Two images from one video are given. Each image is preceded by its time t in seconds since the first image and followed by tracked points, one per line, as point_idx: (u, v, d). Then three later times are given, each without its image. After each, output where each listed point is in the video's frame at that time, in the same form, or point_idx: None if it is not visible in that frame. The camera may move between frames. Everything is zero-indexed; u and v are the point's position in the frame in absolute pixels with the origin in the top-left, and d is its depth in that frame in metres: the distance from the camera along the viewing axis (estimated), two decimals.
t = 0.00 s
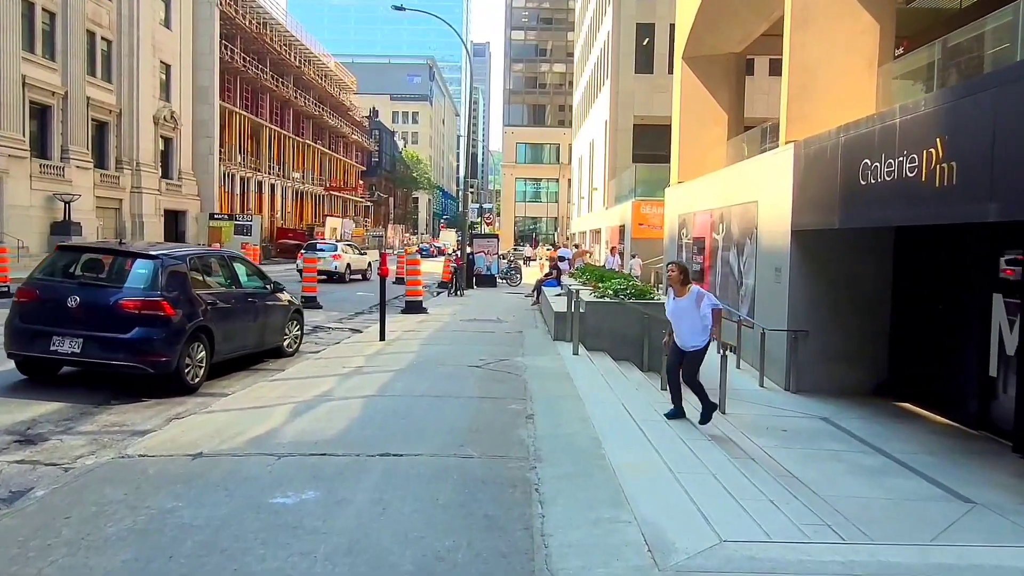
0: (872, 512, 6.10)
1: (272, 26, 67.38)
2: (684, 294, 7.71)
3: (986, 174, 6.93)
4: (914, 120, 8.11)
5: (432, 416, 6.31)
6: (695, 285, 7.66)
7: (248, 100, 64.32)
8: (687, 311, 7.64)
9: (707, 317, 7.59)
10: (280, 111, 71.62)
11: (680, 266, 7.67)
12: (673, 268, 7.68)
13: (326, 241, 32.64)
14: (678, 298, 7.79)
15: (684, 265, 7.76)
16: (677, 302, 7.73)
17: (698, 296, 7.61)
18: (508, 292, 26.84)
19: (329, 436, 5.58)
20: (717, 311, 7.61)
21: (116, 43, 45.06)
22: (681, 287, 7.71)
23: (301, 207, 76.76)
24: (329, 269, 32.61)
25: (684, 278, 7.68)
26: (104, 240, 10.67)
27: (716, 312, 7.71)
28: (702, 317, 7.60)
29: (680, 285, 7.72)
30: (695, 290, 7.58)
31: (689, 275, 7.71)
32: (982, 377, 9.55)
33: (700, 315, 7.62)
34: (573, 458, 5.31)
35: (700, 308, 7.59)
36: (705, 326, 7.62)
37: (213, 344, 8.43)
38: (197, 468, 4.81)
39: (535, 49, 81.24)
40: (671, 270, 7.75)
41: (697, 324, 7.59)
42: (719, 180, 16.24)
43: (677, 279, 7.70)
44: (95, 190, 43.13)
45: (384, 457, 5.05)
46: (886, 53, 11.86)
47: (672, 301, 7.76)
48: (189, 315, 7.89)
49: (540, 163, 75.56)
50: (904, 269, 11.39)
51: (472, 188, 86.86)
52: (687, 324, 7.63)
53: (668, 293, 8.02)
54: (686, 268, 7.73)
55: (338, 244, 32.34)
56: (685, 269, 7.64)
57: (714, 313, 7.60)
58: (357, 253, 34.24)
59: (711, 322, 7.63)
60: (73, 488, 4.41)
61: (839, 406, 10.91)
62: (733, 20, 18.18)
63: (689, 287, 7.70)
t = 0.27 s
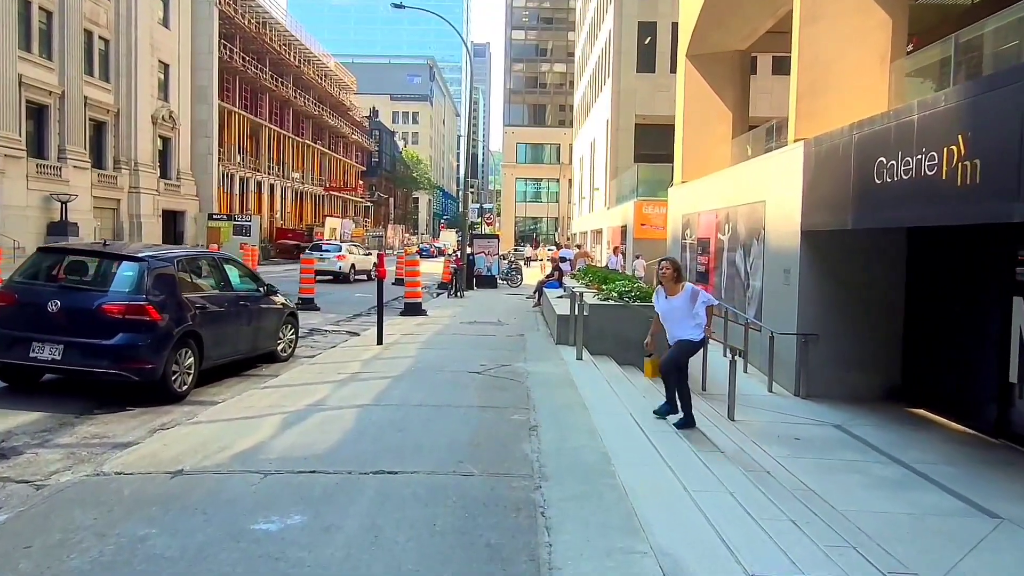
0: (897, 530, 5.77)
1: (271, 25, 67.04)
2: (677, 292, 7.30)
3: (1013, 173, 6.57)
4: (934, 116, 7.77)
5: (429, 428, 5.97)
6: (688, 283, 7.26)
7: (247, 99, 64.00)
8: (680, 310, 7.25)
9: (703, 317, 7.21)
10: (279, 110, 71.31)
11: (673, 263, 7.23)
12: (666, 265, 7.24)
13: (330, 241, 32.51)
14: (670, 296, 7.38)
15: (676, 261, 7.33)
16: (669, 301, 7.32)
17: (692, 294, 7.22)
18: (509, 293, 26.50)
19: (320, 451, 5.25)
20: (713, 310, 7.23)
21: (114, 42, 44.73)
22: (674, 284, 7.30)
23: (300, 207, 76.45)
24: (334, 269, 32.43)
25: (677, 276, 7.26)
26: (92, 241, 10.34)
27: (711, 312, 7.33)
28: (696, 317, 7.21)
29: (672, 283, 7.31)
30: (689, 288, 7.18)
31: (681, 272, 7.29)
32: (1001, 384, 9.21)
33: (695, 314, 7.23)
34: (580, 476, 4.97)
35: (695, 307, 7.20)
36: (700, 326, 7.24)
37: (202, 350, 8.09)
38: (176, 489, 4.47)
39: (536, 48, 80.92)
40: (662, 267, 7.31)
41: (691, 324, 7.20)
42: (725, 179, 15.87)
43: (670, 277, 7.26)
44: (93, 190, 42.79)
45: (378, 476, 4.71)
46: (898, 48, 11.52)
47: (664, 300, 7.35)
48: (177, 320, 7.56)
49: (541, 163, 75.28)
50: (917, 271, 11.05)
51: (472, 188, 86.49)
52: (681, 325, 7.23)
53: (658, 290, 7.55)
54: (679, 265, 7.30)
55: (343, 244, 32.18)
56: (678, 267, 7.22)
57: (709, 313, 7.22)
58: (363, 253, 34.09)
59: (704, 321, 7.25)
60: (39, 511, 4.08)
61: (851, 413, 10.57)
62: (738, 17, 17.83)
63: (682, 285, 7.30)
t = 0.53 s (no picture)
0: (913, 542, 5.45)
1: (269, 24, 66.70)
2: (661, 281, 7.12)
3: None
4: (948, 108, 7.44)
5: (418, 435, 5.65)
6: (675, 272, 7.08)
7: (244, 99, 63.64)
8: (665, 300, 7.08)
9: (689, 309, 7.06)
10: (277, 110, 70.96)
11: (659, 251, 7.06)
12: (652, 252, 7.06)
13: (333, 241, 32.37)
14: (653, 285, 7.19)
15: (663, 249, 7.16)
16: (653, 290, 7.13)
17: (678, 284, 7.04)
18: (507, 293, 26.15)
19: (301, 461, 4.93)
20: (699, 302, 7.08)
21: (110, 41, 44.36)
22: (659, 273, 7.12)
23: (298, 207, 76.10)
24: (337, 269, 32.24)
25: (663, 264, 7.09)
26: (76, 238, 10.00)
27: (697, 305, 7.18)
28: (682, 308, 7.06)
29: (658, 271, 7.13)
30: (676, 277, 7.01)
31: (668, 260, 7.12)
32: (1015, 386, 8.88)
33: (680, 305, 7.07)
34: (578, 489, 4.65)
35: (681, 297, 7.04)
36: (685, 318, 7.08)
37: (185, 352, 7.76)
38: (142, 503, 4.16)
39: (535, 48, 80.60)
40: (648, 254, 7.12)
41: (677, 316, 7.04)
42: (727, 177, 15.55)
43: (655, 264, 7.08)
44: (88, 190, 42.44)
45: (361, 489, 4.40)
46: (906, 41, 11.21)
47: (648, 289, 7.16)
48: (157, 321, 7.22)
49: (540, 162, 74.97)
50: (926, 270, 10.72)
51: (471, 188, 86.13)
52: (665, 316, 7.06)
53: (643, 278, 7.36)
54: (665, 253, 7.14)
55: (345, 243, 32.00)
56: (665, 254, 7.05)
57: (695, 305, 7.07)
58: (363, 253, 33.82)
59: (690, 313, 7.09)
60: None
61: (858, 416, 10.26)
62: (740, 12, 17.52)
63: (667, 274, 7.13)
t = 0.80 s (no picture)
0: (930, 562, 5.15)
1: (267, 24, 66.40)
2: (643, 276, 6.74)
3: None
4: (963, 103, 7.13)
5: (407, 447, 5.35)
6: (657, 266, 6.68)
7: (242, 99, 63.32)
8: (647, 297, 6.68)
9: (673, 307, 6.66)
10: (275, 110, 70.66)
11: (641, 244, 6.67)
12: (633, 245, 6.68)
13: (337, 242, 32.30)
14: (635, 281, 6.81)
15: (645, 242, 6.78)
16: (635, 286, 6.75)
17: (661, 279, 6.64)
18: (505, 294, 25.84)
19: (280, 478, 4.63)
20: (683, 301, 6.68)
21: (105, 40, 44.06)
22: (640, 266, 6.74)
23: (296, 207, 75.78)
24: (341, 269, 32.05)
25: (645, 258, 6.70)
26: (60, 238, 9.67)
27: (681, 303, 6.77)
28: (665, 305, 6.67)
29: (640, 265, 6.75)
30: (658, 272, 6.61)
31: (650, 254, 6.74)
32: None
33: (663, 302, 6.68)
34: (576, 509, 4.34)
35: (663, 294, 6.65)
36: (669, 316, 6.68)
37: (167, 358, 7.45)
38: (105, 529, 3.85)
39: (533, 48, 80.35)
40: (630, 247, 6.75)
41: (660, 315, 6.65)
42: (729, 176, 15.22)
43: (636, 258, 6.71)
44: (84, 190, 42.10)
45: (342, 511, 4.11)
46: (914, 36, 10.90)
47: (630, 284, 6.78)
48: (137, 326, 6.90)
49: (539, 162, 74.79)
50: (935, 270, 10.41)
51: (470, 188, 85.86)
52: (647, 314, 6.67)
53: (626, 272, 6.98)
54: (647, 246, 6.76)
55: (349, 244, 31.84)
56: (646, 247, 6.67)
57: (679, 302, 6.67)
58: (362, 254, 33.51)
59: (674, 312, 6.70)
60: None
61: (865, 422, 9.95)
62: (742, 8, 17.20)
63: (650, 268, 6.74)
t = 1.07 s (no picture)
0: None
1: (265, 24, 66.05)
2: (624, 266, 6.48)
3: None
4: (985, 96, 6.82)
5: (401, 459, 5.04)
6: (638, 255, 6.44)
7: (239, 99, 62.98)
8: (628, 288, 6.39)
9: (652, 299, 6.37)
10: (273, 110, 70.31)
11: (621, 232, 6.45)
12: (612, 233, 6.47)
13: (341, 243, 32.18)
14: (615, 272, 6.55)
15: (626, 232, 6.55)
16: (614, 277, 6.50)
17: (640, 268, 6.39)
18: (504, 296, 25.55)
19: (264, 496, 4.30)
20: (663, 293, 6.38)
21: (101, 39, 43.72)
22: (621, 256, 6.49)
23: (294, 208, 75.41)
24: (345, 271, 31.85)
25: (624, 247, 6.47)
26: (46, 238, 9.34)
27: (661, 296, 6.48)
28: (644, 297, 6.37)
29: (620, 255, 6.51)
30: (637, 261, 6.37)
31: (631, 244, 6.50)
32: None
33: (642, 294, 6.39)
34: (583, 529, 4.03)
35: (642, 285, 6.37)
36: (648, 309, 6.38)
37: (151, 364, 7.12)
38: (71, 553, 3.54)
39: (532, 48, 79.97)
40: (609, 235, 6.53)
41: (638, 307, 6.35)
42: (733, 176, 14.92)
43: (616, 247, 6.48)
44: (79, 190, 41.75)
45: (330, 532, 3.79)
46: (926, 31, 10.61)
47: (609, 275, 6.52)
48: (119, 329, 6.57)
49: (537, 163, 74.70)
50: (947, 272, 10.10)
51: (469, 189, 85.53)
52: (624, 305, 6.39)
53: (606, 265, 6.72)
54: (628, 236, 6.53)
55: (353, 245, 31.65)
56: (626, 236, 6.45)
57: (658, 294, 6.37)
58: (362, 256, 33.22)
59: (655, 305, 6.41)
60: None
61: (876, 428, 9.66)
62: (746, 4, 16.90)
63: (630, 258, 6.49)
